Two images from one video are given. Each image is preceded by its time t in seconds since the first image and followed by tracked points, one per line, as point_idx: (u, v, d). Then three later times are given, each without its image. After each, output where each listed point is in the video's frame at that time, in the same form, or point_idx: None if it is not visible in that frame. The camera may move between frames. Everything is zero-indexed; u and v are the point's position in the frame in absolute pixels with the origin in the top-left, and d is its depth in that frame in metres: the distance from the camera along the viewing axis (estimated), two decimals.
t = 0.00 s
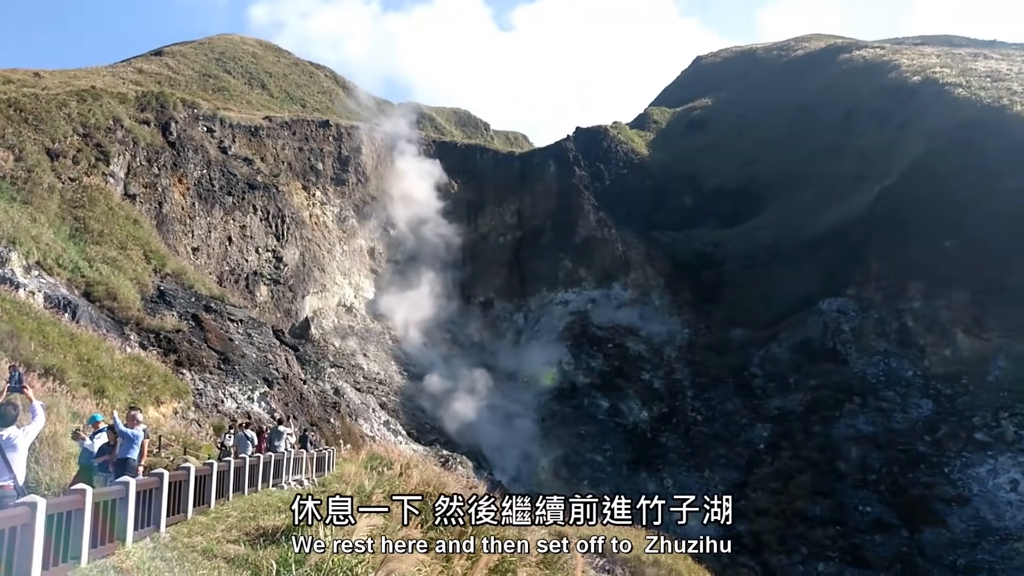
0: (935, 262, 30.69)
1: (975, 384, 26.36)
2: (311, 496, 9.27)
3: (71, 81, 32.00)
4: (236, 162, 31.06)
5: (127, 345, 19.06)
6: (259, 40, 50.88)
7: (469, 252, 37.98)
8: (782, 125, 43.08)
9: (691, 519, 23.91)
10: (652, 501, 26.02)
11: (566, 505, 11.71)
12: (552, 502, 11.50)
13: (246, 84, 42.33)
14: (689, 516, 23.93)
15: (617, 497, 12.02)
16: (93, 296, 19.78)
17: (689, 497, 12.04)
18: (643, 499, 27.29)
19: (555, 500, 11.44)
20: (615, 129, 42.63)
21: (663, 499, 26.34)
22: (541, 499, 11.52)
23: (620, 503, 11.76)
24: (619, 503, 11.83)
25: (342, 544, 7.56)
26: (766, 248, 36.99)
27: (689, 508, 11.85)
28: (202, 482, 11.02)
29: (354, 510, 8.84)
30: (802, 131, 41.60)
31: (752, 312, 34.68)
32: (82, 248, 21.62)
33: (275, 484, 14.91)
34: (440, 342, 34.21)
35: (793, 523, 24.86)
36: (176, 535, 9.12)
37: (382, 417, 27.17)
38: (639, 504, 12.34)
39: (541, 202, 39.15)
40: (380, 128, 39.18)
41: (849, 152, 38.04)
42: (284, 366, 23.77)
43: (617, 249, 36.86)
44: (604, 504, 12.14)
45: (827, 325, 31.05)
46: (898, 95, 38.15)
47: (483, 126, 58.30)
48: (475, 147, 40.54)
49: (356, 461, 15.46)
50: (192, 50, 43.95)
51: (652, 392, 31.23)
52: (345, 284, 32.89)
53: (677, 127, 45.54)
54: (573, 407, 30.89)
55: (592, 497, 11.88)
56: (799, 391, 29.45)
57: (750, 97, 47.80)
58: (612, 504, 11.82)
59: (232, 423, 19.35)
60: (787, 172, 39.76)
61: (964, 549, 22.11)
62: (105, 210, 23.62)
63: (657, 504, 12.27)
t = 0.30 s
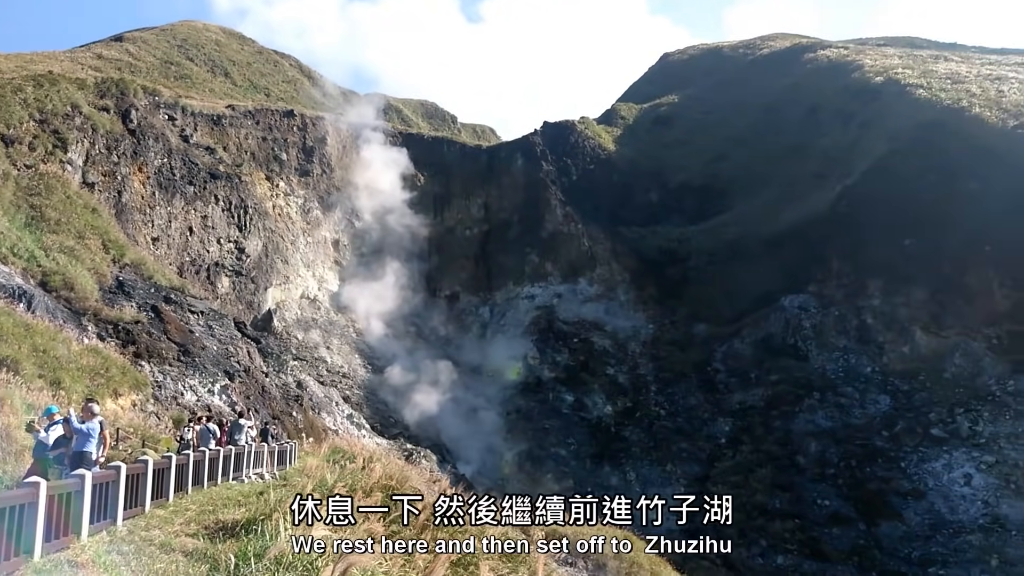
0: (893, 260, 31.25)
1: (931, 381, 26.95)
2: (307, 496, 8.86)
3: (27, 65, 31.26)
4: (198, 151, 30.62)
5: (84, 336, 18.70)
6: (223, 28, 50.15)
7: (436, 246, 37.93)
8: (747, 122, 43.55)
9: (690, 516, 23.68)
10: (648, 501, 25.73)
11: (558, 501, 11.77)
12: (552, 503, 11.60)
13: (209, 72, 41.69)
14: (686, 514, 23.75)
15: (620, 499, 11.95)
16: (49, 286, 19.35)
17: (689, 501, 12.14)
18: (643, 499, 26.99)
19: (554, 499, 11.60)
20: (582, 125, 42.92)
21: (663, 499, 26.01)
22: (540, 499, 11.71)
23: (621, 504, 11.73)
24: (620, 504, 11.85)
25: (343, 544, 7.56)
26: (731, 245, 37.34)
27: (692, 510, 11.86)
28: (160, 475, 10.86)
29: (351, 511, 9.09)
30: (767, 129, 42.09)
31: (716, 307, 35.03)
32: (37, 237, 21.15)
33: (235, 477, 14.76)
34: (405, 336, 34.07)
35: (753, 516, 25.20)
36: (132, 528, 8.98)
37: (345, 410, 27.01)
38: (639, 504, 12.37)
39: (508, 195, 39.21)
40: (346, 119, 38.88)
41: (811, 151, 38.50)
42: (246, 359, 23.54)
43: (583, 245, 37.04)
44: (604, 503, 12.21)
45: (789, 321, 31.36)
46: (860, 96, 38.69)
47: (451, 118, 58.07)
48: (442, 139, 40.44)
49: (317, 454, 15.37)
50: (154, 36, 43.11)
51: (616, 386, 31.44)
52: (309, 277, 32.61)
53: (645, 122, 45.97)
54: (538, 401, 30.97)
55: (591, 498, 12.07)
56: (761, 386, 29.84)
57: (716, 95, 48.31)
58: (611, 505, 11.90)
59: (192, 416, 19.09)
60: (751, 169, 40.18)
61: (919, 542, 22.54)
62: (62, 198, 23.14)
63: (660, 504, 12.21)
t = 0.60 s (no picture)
0: (853, 257, 31.77)
1: (891, 376, 27.50)
2: (309, 495, 9.52)
3: None
4: (159, 141, 30.15)
5: (40, 328, 18.29)
6: (184, 16, 49.31)
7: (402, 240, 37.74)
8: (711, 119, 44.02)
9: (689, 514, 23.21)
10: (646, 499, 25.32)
11: (558, 501, 12.64)
12: (552, 503, 12.46)
13: (171, 61, 40.98)
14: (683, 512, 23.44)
15: (616, 500, 12.85)
16: (3, 277, 18.90)
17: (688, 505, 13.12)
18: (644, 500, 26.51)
19: (553, 499, 12.47)
20: (549, 120, 43.38)
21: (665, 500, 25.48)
22: (542, 499, 12.62)
23: (620, 504, 12.61)
24: (619, 504, 12.76)
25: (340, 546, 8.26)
26: (695, 241, 37.69)
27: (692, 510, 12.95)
28: (119, 470, 10.67)
29: (350, 513, 9.79)
30: (731, 126, 42.59)
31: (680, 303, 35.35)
32: None
33: (195, 473, 14.56)
34: (370, 329, 33.86)
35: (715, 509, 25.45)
36: (89, 524, 8.80)
37: (309, 405, 26.79)
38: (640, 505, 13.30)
39: (474, 189, 39.20)
40: (311, 111, 38.53)
41: (775, 149, 38.94)
42: (207, 352, 23.28)
43: (550, 239, 37.11)
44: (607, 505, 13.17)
45: (751, 317, 31.81)
46: (822, 94, 39.26)
47: (417, 111, 57.82)
48: (407, 132, 40.33)
49: (279, 449, 15.26)
50: (114, 23, 42.21)
51: (581, 380, 31.59)
52: (272, 270, 32.27)
53: (611, 119, 46.57)
54: (504, 395, 31.01)
55: (592, 498, 13.16)
56: (723, 380, 30.21)
57: (682, 92, 48.85)
58: (609, 504, 12.77)
59: (152, 410, 18.79)
60: (715, 166, 40.60)
61: (877, 534, 22.97)
62: (18, 187, 22.62)
63: (662, 506, 13.15)
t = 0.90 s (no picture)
0: (816, 255, 32.19)
1: (853, 371, 27.99)
2: (312, 495, 10.35)
3: None
4: (121, 133, 29.70)
5: None
6: (147, 7, 48.50)
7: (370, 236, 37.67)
8: (679, 117, 44.50)
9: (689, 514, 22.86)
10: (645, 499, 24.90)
11: (560, 502, 14.19)
12: (552, 503, 13.98)
13: (135, 52, 40.31)
14: (679, 512, 23.22)
15: (615, 501, 14.54)
16: None
17: (689, 498, 14.62)
18: (643, 500, 26.07)
19: (555, 500, 14.01)
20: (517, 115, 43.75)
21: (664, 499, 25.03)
22: (542, 500, 14.04)
23: (619, 505, 14.25)
24: (617, 504, 14.38)
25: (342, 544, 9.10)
26: (662, 238, 38.00)
27: (689, 506, 14.57)
28: (80, 466, 10.52)
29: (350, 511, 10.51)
30: (698, 123, 43.08)
31: (646, 299, 35.66)
32: None
33: (157, 469, 14.37)
34: (338, 325, 33.67)
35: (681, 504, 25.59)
36: (50, 522, 8.66)
37: (275, 401, 26.58)
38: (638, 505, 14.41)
39: (442, 184, 39.22)
40: (277, 104, 38.21)
41: (741, 147, 39.33)
42: (170, 348, 23.01)
43: (518, 235, 37.19)
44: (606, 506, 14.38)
45: (717, 313, 32.19)
46: (788, 93, 39.76)
47: (385, 105, 57.54)
48: (375, 126, 40.24)
49: (244, 445, 15.14)
50: (75, 13, 41.35)
51: (549, 375, 31.70)
52: (237, 264, 31.94)
53: (579, 115, 47.33)
54: (472, 391, 31.01)
55: (592, 497, 14.93)
56: (689, 375, 30.54)
57: (650, 90, 49.45)
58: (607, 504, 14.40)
59: (114, 406, 18.49)
60: (682, 163, 41.03)
61: (840, 528, 23.35)
62: None
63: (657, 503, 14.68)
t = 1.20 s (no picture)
0: (785, 253, 32.51)
1: (822, 367, 28.38)
2: (312, 496, 10.78)
3: None
4: (88, 124, 29.27)
5: None
6: None
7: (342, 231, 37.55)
8: (651, 114, 44.91)
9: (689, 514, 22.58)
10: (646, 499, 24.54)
11: (560, 503, 14.35)
12: (552, 503, 14.14)
13: (102, 42, 39.61)
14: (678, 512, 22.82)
15: (615, 500, 14.60)
16: None
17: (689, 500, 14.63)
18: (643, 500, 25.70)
19: (555, 500, 14.16)
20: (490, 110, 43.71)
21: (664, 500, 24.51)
22: (543, 502, 14.24)
23: (619, 504, 14.31)
24: (617, 504, 14.45)
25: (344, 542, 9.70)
26: (634, 234, 38.19)
27: (688, 508, 14.61)
28: (44, 463, 10.35)
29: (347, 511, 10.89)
30: (670, 121, 43.46)
31: (618, 295, 35.88)
32: None
33: (125, 465, 14.18)
34: (309, 320, 33.45)
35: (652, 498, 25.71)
36: (11, 519, 8.54)
37: (244, 397, 26.36)
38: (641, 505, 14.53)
39: (414, 179, 39.17)
40: (248, 97, 37.86)
41: (714, 144, 39.67)
42: (138, 343, 22.74)
43: (491, 231, 37.21)
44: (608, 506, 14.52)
45: (688, 309, 32.45)
46: (760, 91, 40.17)
47: (357, 99, 57.18)
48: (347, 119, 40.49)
49: (213, 441, 15.02)
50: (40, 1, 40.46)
51: (521, 371, 31.75)
52: (206, 259, 31.60)
53: (552, 111, 48.03)
54: (444, 387, 30.95)
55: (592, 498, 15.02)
56: (660, 371, 30.77)
57: (624, 87, 49.90)
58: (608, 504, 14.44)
59: (80, 401, 18.22)
60: (655, 160, 41.41)
61: (808, 522, 23.65)
62: None
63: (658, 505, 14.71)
